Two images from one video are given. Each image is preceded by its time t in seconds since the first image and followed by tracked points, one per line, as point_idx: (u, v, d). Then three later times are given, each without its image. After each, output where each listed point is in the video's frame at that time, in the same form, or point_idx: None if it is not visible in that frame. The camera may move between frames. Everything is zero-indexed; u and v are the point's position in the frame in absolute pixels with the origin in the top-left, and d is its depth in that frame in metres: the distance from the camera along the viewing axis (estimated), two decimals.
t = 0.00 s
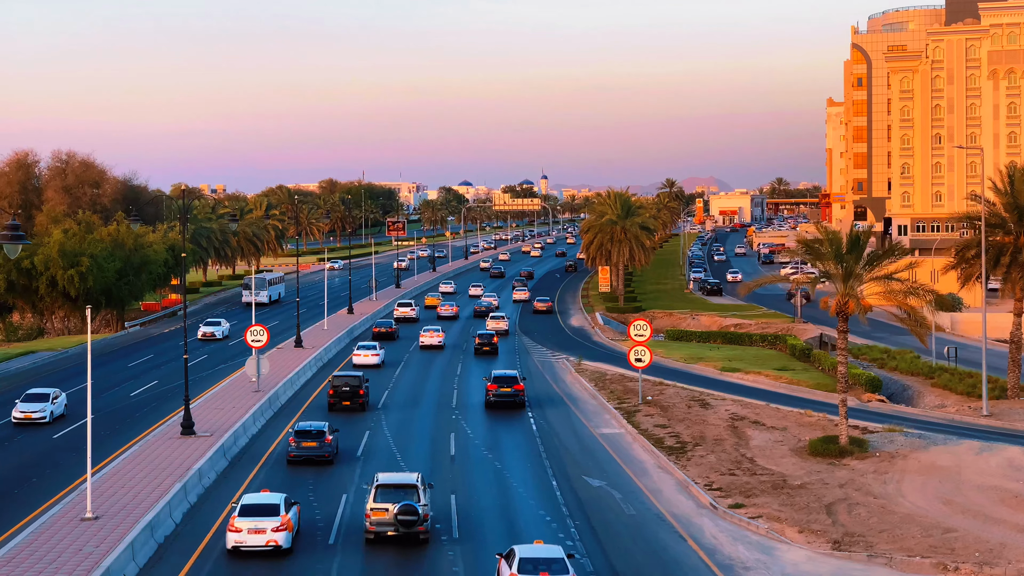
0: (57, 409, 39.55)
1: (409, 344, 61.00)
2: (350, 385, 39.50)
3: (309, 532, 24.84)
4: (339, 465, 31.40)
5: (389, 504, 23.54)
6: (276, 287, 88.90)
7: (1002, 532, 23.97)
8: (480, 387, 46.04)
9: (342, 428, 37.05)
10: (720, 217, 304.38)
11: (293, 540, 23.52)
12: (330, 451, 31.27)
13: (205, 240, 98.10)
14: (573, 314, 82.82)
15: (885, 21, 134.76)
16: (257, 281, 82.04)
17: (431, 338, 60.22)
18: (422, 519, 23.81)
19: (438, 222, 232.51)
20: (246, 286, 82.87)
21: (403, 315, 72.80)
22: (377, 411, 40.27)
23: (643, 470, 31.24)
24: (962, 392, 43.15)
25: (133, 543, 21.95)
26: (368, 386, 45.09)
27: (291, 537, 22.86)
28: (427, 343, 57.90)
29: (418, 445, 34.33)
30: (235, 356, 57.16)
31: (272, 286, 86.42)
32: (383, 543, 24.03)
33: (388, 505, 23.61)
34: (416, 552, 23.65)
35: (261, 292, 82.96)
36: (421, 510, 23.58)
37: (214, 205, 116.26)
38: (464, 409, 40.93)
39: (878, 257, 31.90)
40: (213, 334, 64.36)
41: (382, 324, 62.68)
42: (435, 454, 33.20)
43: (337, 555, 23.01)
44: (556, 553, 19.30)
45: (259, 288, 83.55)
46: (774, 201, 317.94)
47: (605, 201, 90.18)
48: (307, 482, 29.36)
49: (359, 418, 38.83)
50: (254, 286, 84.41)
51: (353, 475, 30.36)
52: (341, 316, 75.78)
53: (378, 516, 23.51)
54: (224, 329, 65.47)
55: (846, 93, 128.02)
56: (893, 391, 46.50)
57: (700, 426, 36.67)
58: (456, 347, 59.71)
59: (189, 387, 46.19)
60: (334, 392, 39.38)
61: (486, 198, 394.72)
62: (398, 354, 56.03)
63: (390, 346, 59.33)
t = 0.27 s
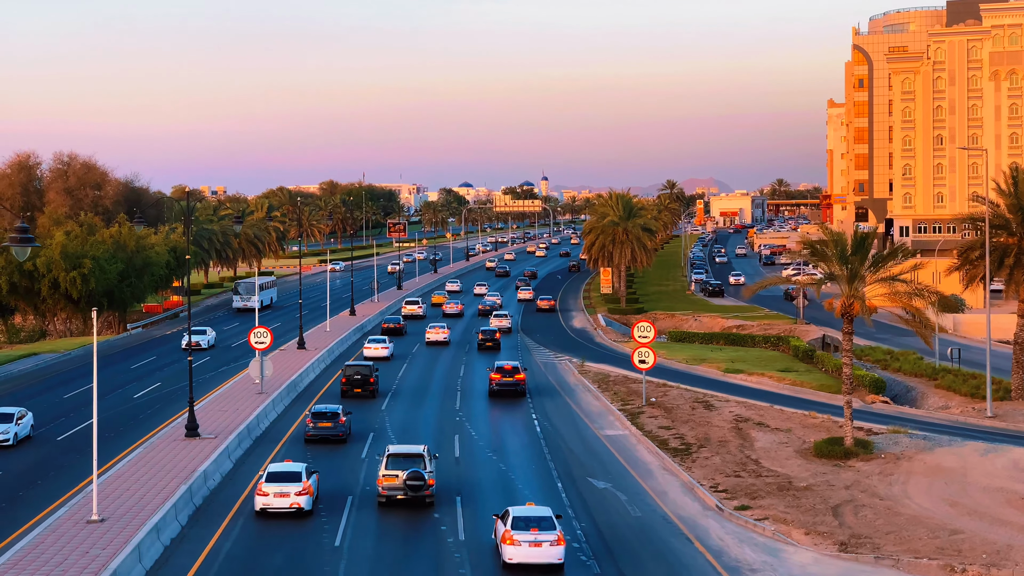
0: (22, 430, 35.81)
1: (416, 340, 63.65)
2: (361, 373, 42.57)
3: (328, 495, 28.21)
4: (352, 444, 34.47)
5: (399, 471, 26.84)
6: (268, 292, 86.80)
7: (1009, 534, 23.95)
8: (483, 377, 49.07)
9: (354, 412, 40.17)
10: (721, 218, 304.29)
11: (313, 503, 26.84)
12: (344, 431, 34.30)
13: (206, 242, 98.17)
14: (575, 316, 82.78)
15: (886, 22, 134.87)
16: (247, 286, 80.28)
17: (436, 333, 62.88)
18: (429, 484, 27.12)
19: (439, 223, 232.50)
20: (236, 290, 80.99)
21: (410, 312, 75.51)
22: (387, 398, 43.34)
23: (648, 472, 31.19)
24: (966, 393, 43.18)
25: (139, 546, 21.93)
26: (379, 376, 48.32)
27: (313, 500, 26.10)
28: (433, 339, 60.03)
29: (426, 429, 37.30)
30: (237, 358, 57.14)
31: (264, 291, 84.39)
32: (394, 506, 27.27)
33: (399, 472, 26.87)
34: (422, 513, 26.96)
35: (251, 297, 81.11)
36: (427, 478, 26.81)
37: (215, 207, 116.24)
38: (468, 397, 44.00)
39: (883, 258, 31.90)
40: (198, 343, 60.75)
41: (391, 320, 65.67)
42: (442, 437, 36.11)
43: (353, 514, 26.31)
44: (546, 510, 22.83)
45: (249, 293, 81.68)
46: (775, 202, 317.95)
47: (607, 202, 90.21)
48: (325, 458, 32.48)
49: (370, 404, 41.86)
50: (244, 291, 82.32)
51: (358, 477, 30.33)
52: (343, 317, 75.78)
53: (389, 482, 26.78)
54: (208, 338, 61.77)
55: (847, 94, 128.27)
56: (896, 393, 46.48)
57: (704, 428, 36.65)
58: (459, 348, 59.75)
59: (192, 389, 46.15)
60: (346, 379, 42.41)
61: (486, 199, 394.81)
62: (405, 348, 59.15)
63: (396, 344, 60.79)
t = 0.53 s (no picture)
0: None
1: (421, 335, 64.97)
2: (371, 361, 45.66)
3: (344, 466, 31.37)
4: (364, 424, 37.59)
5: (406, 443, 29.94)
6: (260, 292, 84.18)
7: (1016, 534, 23.91)
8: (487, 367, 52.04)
9: (366, 396, 43.33)
10: (722, 217, 303.97)
11: (330, 471, 29.97)
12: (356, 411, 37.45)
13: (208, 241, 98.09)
14: (578, 315, 82.72)
15: (887, 22, 134.85)
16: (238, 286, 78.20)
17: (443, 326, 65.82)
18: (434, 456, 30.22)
19: (440, 222, 232.15)
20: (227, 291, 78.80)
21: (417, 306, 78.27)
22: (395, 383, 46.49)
23: (653, 472, 31.16)
24: (971, 393, 43.13)
25: (146, 545, 21.91)
26: (388, 364, 51.47)
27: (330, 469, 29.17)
28: (438, 333, 62.36)
29: (433, 411, 40.28)
30: (240, 357, 57.10)
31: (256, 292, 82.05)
32: (403, 475, 30.36)
33: (408, 444, 30.02)
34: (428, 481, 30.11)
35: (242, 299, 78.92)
36: (432, 449, 29.93)
37: (217, 206, 116.17)
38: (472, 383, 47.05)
39: (890, 257, 31.87)
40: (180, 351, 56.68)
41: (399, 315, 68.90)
42: (448, 419, 39.02)
43: (367, 481, 29.46)
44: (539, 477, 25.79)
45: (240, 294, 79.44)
46: (776, 202, 317.44)
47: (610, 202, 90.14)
48: (339, 434, 35.63)
49: (380, 389, 44.91)
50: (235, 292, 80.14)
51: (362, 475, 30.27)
52: (346, 316, 75.70)
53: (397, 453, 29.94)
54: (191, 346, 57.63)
55: (849, 93, 128.15)
56: (901, 392, 46.43)
57: (709, 427, 36.61)
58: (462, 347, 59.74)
59: (195, 388, 46.12)
60: (358, 366, 45.75)
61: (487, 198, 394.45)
62: (408, 347, 59.14)
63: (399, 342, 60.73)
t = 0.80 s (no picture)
0: None
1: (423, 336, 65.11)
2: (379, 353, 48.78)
3: (357, 443, 34.65)
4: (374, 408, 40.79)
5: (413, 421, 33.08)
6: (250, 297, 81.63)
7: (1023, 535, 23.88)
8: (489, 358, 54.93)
9: (376, 384, 46.71)
10: (722, 218, 303.92)
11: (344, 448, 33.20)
12: (366, 397, 40.62)
13: (209, 242, 98.11)
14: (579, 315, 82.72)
15: (887, 23, 134.95)
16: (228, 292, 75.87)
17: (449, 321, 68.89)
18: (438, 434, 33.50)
19: (440, 223, 232.14)
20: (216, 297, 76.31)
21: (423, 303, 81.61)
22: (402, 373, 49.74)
23: (657, 473, 31.14)
24: (974, 394, 43.14)
25: (152, 546, 21.89)
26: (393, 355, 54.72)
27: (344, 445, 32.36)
28: (443, 328, 64.83)
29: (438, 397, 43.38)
30: (242, 358, 57.04)
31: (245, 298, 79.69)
32: (411, 453, 33.59)
33: (415, 423, 33.25)
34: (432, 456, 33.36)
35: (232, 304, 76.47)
36: (437, 428, 33.19)
37: (218, 207, 116.16)
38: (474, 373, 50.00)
39: (895, 258, 31.86)
40: (162, 362, 52.40)
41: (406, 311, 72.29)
42: (452, 405, 42.08)
43: (378, 456, 32.70)
44: (534, 452, 28.63)
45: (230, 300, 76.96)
46: (776, 203, 317.51)
47: (611, 202, 90.12)
48: (352, 417, 38.97)
49: (389, 378, 48.15)
50: (223, 297, 77.96)
51: (365, 477, 30.22)
52: (347, 317, 75.68)
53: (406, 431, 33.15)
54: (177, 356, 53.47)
55: (850, 95, 128.11)
56: (904, 393, 46.44)
57: (713, 429, 36.58)
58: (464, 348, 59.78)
59: (198, 389, 46.09)
60: (368, 357, 49.23)
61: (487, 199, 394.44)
62: (410, 347, 59.18)
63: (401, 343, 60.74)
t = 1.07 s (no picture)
0: None
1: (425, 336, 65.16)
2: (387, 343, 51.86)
3: (368, 424, 37.78)
4: (384, 393, 43.97)
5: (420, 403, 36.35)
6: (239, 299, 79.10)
7: None
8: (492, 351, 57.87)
9: (385, 371, 50.14)
10: (723, 218, 303.91)
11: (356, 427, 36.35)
12: (376, 382, 43.75)
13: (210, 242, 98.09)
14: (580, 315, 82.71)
15: (888, 22, 134.91)
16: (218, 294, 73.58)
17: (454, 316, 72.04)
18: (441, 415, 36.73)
19: (440, 223, 232.05)
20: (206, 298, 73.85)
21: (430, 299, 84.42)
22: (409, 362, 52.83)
23: (662, 473, 31.13)
24: (977, 394, 43.14)
25: (158, 546, 21.88)
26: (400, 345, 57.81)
27: (356, 424, 35.50)
28: (448, 324, 67.29)
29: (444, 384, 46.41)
30: (244, 357, 57.02)
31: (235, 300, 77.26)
32: (418, 432, 36.91)
33: (421, 405, 36.59)
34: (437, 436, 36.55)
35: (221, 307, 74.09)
36: (441, 409, 36.69)
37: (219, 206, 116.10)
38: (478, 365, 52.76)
39: (899, 258, 31.89)
40: (143, 372, 48.86)
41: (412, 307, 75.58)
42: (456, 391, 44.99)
43: (387, 436, 35.83)
44: (530, 430, 31.65)
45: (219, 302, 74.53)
46: (776, 202, 317.43)
47: (612, 202, 90.01)
48: (363, 401, 42.40)
49: (396, 367, 51.49)
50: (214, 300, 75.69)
51: (371, 477, 30.19)
52: (349, 317, 75.66)
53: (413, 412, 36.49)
54: (157, 366, 49.99)
55: (850, 94, 127.79)
56: (907, 393, 46.46)
57: (717, 428, 36.55)
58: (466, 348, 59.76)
59: (201, 389, 46.09)
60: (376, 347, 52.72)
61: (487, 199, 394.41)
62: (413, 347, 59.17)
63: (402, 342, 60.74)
